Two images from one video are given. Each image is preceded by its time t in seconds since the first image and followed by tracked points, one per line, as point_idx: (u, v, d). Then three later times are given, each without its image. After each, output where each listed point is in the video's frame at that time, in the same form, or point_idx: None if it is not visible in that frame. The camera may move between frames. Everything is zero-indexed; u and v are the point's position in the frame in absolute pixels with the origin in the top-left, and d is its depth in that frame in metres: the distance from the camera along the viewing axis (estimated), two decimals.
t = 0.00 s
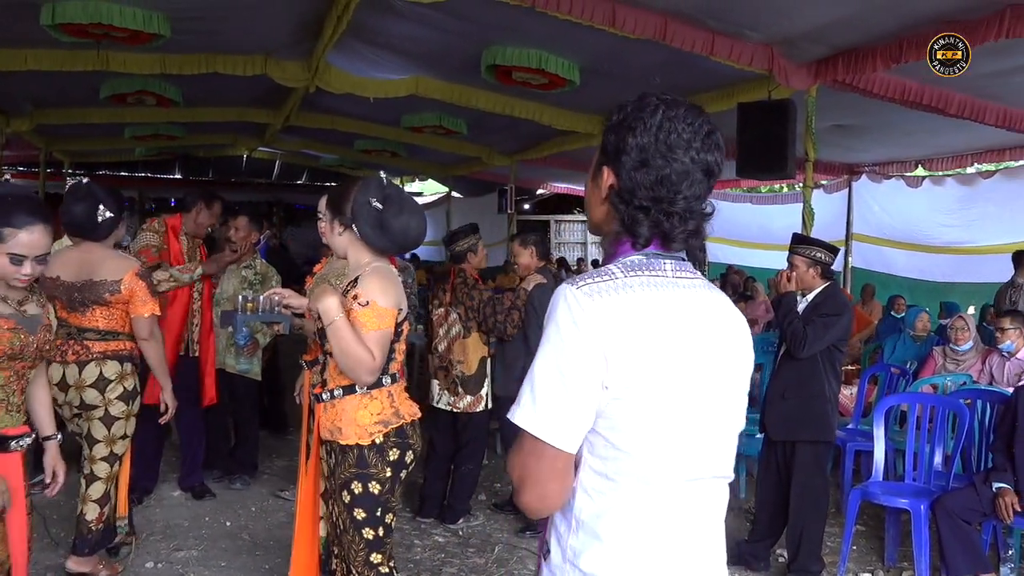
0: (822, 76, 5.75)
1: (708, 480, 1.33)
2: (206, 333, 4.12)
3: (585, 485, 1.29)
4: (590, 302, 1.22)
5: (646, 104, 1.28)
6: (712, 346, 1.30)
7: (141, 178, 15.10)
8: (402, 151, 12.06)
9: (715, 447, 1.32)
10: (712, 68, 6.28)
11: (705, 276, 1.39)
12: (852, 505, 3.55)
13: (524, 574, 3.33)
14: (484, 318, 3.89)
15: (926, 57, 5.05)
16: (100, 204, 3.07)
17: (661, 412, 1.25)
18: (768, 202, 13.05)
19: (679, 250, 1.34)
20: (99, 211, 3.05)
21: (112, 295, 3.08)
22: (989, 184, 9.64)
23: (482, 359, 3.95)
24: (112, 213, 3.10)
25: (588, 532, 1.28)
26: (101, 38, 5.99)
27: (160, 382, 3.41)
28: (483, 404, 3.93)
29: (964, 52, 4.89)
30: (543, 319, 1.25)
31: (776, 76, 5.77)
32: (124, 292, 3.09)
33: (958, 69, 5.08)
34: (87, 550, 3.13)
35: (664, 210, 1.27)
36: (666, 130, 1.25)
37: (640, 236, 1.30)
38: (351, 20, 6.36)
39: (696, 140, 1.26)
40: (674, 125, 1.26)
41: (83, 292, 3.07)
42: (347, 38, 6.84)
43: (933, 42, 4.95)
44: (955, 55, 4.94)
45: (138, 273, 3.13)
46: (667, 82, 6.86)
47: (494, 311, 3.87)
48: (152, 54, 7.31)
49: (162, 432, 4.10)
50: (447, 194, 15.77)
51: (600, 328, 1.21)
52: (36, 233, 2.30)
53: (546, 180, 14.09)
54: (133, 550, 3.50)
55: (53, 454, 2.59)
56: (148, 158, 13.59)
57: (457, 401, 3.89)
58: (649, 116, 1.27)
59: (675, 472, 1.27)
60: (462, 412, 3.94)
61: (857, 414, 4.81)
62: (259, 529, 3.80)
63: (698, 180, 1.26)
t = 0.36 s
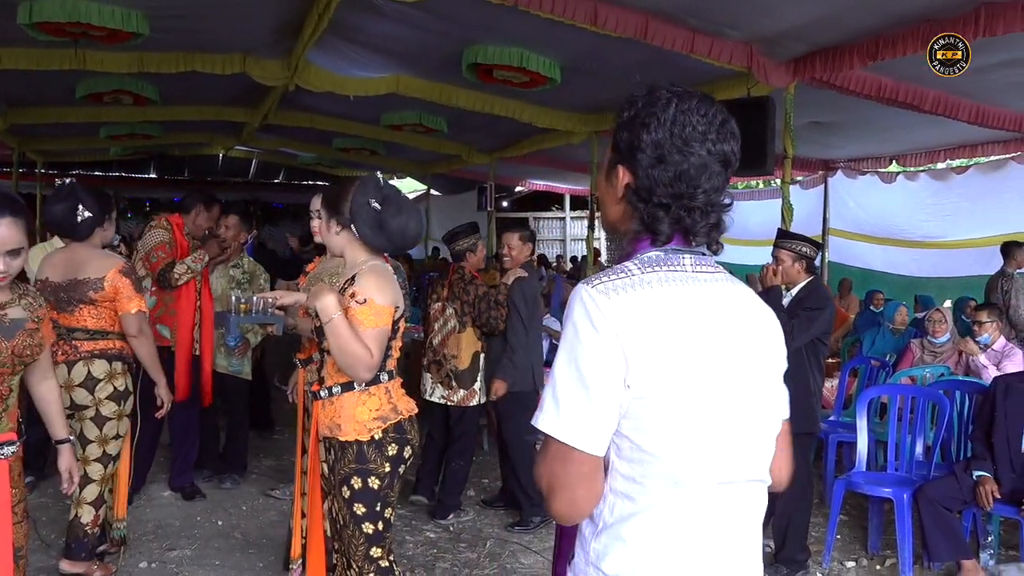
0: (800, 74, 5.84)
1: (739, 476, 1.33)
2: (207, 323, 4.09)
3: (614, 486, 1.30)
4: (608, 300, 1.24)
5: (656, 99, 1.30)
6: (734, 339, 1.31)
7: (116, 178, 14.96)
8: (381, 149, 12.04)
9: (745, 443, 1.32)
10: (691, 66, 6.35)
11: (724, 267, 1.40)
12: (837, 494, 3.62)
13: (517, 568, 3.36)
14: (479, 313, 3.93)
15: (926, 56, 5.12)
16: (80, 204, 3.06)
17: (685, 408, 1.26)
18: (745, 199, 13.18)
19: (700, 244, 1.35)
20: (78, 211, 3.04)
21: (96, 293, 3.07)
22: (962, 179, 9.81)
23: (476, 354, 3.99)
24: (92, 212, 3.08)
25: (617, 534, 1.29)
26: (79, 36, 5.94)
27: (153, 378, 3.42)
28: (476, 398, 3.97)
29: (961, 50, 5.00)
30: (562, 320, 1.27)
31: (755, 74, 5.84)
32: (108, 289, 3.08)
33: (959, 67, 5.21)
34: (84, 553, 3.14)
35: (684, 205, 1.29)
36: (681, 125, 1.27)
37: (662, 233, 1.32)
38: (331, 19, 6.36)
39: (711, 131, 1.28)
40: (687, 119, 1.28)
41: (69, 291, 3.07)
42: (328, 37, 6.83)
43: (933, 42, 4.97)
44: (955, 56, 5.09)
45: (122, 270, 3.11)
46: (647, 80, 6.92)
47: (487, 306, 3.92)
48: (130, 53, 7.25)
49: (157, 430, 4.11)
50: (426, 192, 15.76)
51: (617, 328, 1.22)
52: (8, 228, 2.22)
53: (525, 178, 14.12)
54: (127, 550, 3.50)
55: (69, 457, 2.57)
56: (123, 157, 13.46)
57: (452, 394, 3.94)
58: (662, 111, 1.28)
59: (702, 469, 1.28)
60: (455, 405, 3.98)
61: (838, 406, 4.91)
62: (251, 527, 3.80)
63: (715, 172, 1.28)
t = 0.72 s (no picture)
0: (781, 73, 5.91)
1: (765, 478, 1.32)
2: (201, 333, 4.18)
3: (639, 478, 1.31)
4: (635, 295, 1.25)
5: (685, 95, 1.29)
6: (764, 337, 1.30)
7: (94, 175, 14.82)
8: (363, 146, 12.02)
9: (771, 443, 1.31)
10: (673, 65, 6.41)
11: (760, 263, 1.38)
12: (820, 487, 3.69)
13: (508, 562, 3.39)
14: (463, 308, 3.91)
15: (928, 56, 5.24)
16: (64, 201, 3.02)
17: (711, 404, 1.26)
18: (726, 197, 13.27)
19: (733, 240, 1.33)
20: (61, 208, 3.00)
21: (82, 288, 3.06)
22: (938, 178, 9.95)
23: (458, 349, 3.98)
24: (76, 210, 3.04)
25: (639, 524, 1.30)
26: (59, 32, 5.90)
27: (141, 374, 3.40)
28: (453, 394, 3.98)
29: (961, 51, 5.12)
30: (590, 315, 1.28)
31: (737, 73, 5.90)
32: (94, 283, 3.06)
33: (959, 69, 5.39)
34: (73, 548, 3.13)
35: (714, 200, 1.27)
36: (710, 121, 1.26)
37: (693, 228, 1.31)
38: (315, 16, 6.35)
39: (741, 126, 1.26)
40: (715, 115, 1.26)
41: (56, 287, 3.06)
42: (311, 33, 6.82)
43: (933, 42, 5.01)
44: (955, 56, 5.24)
45: (108, 265, 3.09)
46: (630, 78, 6.98)
47: (471, 304, 3.90)
48: (110, 48, 7.20)
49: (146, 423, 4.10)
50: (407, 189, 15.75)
51: (643, 324, 1.23)
52: None
53: (507, 176, 14.15)
54: (118, 548, 3.50)
55: (31, 466, 2.25)
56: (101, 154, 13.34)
57: (429, 386, 4.00)
58: (692, 107, 1.27)
59: (725, 467, 1.27)
60: (434, 397, 4.04)
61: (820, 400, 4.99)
62: (241, 524, 3.81)
63: (746, 167, 1.26)
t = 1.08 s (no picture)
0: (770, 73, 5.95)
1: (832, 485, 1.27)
2: (193, 319, 4.13)
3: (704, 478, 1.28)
4: (702, 295, 1.22)
5: (747, 100, 1.26)
6: (834, 339, 1.25)
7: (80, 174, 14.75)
8: (351, 145, 12.00)
9: (838, 448, 1.26)
10: (663, 64, 6.44)
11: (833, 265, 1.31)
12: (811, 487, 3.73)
13: (499, 559, 3.40)
14: (451, 305, 3.94)
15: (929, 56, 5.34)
16: (51, 199, 2.99)
17: (776, 407, 1.22)
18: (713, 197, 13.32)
19: (797, 242, 1.28)
20: (48, 206, 2.98)
21: (69, 286, 3.05)
22: (924, 178, 10.04)
23: (447, 346, 3.99)
24: (62, 207, 3.01)
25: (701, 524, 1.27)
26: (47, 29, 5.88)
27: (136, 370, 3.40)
28: (442, 390, 3.97)
29: (962, 51, 5.21)
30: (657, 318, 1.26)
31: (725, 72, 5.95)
32: (82, 282, 3.06)
33: (959, 68, 5.48)
34: (64, 547, 3.12)
35: (773, 204, 1.24)
36: (768, 125, 1.23)
37: (754, 233, 1.28)
38: (304, 14, 6.34)
39: (802, 130, 1.22)
40: (777, 120, 1.23)
41: (44, 285, 3.06)
42: (299, 31, 6.81)
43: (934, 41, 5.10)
44: (955, 56, 5.33)
45: (96, 262, 3.09)
46: (619, 78, 7.01)
47: (458, 302, 3.93)
48: (98, 45, 7.17)
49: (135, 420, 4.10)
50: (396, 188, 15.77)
51: (708, 325, 1.20)
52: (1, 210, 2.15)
53: (495, 175, 14.18)
54: (109, 547, 3.49)
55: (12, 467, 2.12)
56: (87, 152, 13.27)
57: (418, 383, 3.98)
58: (752, 111, 1.25)
59: (790, 471, 1.23)
60: (424, 394, 4.01)
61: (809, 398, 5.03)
62: (233, 522, 3.81)
63: (808, 169, 1.22)
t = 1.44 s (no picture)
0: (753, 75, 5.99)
1: (898, 482, 1.27)
2: (168, 321, 4.09)
3: (771, 474, 1.32)
4: (757, 299, 1.27)
5: (809, 102, 1.30)
6: (896, 338, 1.25)
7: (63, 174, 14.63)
8: (337, 145, 11.95)
9: (904, 444, 1.26)
10: (649, 66, 6.47)
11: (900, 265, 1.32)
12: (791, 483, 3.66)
13: (482, 562, 3.39)
14: (439, 308, 3.99)
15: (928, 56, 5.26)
16: (27, 200, 2.94)
17: (833, 405, 1.24)
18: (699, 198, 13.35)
19: (861, 243, 1.29)
20: (26, 207, 2.95)
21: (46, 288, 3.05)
22: (907, 178, 10.11)
23: (433, 351, 3.95)
24: (38, 208, 2.98)
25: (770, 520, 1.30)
26: (28, 28, 5.84)
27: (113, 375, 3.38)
28: (429, 395, 3.95)
29: (963, 51, 5.11)
30: (718, 320, 1.32)
31: (709, 74, 5.98)
32: (59, 284, 3.06)
33: (959, 69, 5.34)
34: (42, 550, 3.09)
35: (832, 203, 1.25)
36: (824, 127, 1.25)
37: (817, 234, 1.30)
38: (289, 14, 6.32)
39: (860, 130, 1.24)
40: (836, 121, 1.25)
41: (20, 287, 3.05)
42: (284, 32, 6.79)
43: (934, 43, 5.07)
44: (955, 56, 5.20)
45: (74, 264, 3.10)
46: (605, 79, 7.02)
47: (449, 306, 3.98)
48: (80, 45, 7.12)
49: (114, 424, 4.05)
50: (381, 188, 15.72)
51: (761, 327, 1.25)
52: None
53: (481, 175, 14.17)
54: (90, 550, 3.46)
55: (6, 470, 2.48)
56: (69, 152, 13.16)
57: (406, 386, 3.97)
58: (811, 114, 1.27)
59: (850, 468, 1.24)
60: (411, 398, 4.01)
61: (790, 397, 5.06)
62: (214, 524, 3.78)
63: (871, 168, 1.23)
